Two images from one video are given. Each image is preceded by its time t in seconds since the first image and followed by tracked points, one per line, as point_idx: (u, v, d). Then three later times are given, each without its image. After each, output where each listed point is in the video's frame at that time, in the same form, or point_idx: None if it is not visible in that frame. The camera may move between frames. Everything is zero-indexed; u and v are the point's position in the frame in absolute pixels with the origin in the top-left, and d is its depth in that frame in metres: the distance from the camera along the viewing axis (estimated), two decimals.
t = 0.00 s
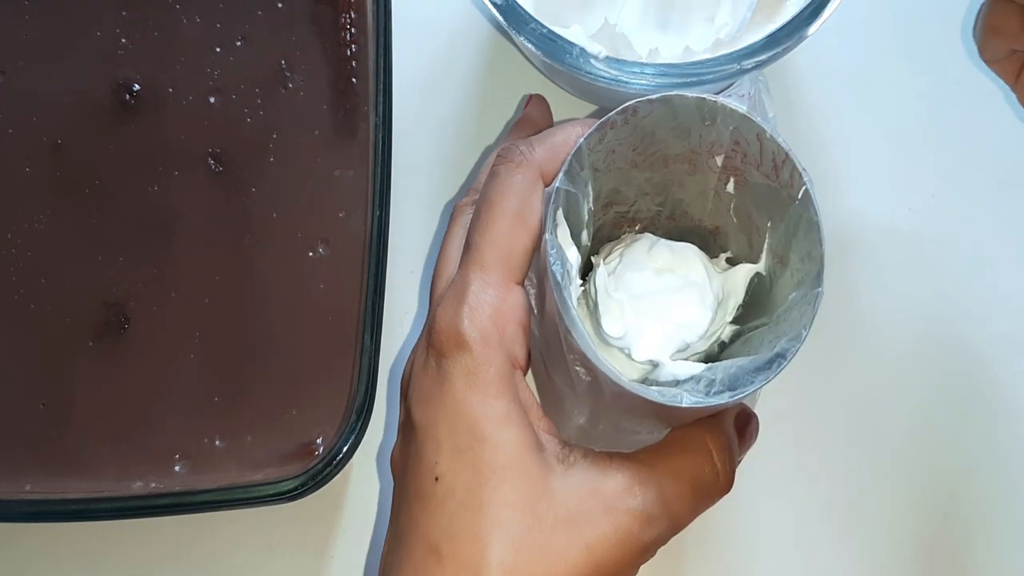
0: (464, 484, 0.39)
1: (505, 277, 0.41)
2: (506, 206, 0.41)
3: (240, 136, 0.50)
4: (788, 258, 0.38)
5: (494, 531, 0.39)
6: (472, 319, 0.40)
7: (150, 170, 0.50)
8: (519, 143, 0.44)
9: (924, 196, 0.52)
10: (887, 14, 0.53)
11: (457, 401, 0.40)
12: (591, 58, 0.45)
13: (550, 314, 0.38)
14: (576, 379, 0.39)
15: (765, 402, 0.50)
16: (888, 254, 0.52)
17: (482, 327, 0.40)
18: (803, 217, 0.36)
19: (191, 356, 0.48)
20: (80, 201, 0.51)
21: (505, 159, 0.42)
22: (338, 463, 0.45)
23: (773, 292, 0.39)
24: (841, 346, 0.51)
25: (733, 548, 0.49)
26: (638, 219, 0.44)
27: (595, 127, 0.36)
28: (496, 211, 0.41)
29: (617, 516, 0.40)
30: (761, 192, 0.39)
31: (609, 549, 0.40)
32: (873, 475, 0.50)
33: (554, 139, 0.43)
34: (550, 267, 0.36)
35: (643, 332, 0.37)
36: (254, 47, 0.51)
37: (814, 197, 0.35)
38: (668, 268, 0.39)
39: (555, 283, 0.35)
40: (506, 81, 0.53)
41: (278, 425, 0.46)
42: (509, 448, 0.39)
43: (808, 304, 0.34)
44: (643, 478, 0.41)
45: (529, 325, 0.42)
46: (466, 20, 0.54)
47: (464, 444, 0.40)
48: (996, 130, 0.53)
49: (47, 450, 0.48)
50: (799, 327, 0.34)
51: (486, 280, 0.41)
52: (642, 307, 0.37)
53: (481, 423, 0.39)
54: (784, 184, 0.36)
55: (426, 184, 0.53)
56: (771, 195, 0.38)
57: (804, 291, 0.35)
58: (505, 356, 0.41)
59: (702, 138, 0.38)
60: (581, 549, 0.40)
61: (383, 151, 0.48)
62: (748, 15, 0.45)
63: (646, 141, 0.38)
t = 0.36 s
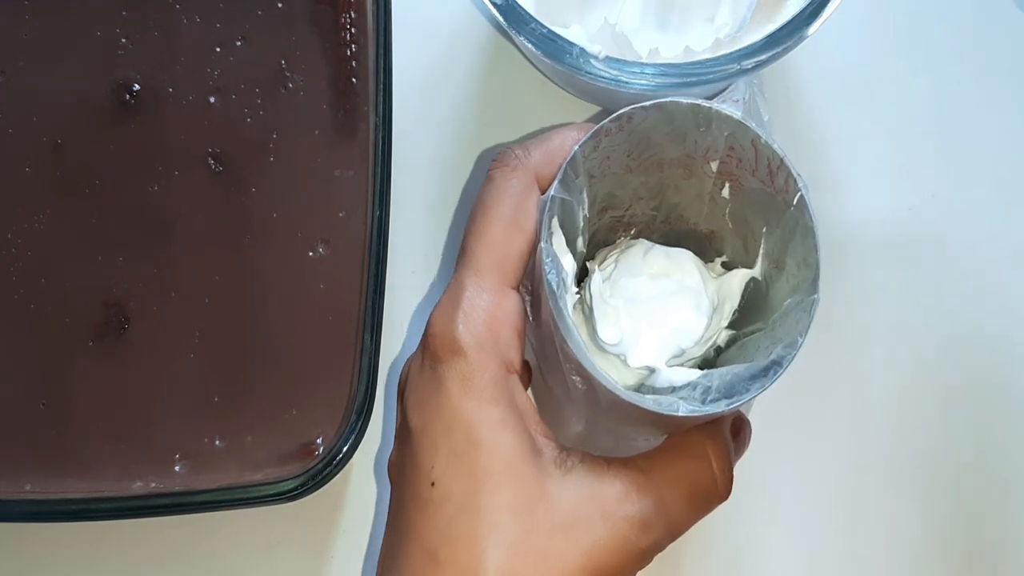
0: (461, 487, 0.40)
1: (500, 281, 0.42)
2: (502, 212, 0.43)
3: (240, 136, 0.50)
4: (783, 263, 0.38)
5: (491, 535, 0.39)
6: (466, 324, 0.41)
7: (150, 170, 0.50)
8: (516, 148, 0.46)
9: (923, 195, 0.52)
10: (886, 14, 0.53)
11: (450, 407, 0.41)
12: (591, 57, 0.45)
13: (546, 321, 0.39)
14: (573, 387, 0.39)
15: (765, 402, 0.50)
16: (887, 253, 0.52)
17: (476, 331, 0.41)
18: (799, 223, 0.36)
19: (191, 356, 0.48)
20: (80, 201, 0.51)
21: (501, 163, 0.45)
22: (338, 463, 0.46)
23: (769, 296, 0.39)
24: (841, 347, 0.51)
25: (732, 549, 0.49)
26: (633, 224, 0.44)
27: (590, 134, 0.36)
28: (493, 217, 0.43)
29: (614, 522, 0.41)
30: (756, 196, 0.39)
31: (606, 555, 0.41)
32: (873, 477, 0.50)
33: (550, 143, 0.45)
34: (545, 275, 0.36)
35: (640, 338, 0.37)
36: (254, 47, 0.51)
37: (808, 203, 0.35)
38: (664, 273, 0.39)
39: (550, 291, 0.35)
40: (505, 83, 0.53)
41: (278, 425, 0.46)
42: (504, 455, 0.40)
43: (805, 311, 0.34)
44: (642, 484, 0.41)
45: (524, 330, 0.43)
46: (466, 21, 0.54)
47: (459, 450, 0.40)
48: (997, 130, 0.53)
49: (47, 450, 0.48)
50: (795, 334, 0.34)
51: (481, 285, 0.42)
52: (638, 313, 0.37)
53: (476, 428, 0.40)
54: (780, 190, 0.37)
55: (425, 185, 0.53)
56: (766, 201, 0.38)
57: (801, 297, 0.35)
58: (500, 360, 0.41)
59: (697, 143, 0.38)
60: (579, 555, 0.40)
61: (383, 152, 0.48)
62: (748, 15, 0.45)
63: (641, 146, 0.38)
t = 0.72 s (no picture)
0: (446, 498, 0.41)
1: (487, 296, 0.44)
2: (493, 227, 0.44)
3: (240, 136, 0.50)
4: (776, 278, 0.38)
5: (474, 548, 0.40)
6: (452, 338, 0.43)
7: (150, 170, 0.50)
8: (508, 164, 0.47)
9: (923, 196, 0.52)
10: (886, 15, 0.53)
11: (438, 419, 0.42)
12: (591, 57, 0.44)
13: (535, 335, 0.40)
14: (563, 401, 0.40)
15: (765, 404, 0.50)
16: (886, 253, 0.52)
17: (462, 346, 0.43)
18: (792, 238, 0.36)
19: (191, 356, 0.48)
20: (80, 201, 0.51)
21: (492, 179, 0.45)
22: (338, 463, 0.46)
23: (763, 311, 0.39)
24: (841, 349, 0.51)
25: (732, 550, 0.49)
26: (628, 235, 0.44)
27: (583, 148, 0.37)
28: (483, 231, 0.44)
29: (598, 536, 0.41)
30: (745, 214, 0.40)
31: (590, 567, 0.41)
32: (874, 478, 0.50)
33: (541, 158, 0.46)
34: (536, 290, 0.36)
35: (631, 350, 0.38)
36: (254, 47, 0.51)
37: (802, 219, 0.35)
38: (656, 287, 0.39)
39: (542, 306, 0.36)
40: (506, 83, 0.53)
41: (278, 425, 0.46)
42: (486, 469, 0.41)
43: (796, 327, 0.35)
44: (627, 499, 0.42)
45: (511, 345, 0.44)
46: (466, 21, 0.53)
47: (444, 463, 0.42)
48: (1000, 130, 0.53)
49: (47, 450, 0.48)
50: (786, 349, 0.35)
51: (469, 299, 0.44)
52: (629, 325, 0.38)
53: (463, 441, 0.42)
54: (773, 205, 0.37)
55: (425, 185, 0.53)
56: (759, 215, 0.39)
57: (793, 314, 0.36)
58: (484, 375, 0.43)
59: (691, 157, 0.39)
60: (561, 567, 0.41)
61: (383, 152, 0.48)
62: (749, 14, 0.45)
63: (635, 160, 0.39)
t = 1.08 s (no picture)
0: (452, 498, 0.41)
1: (489, 294, 0.44)
2: (495, 224, 0.44)
3: (240, 136, 0.50)
4: (777, 271, 0.38)
5: (485, 546, 0.41)
6: (455, 336, 0.43)
7: (150, 170, 0.50)
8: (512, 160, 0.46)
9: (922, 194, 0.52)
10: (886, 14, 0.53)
11: (442, 418, 0.42)
12: (591, 57, 0.45)
13: (539, 332, 0.40)
14: (568, 399, 0.40)
15: (765, 402, 0.50)
16: (886, 252, 0.52)
17: (465, 343, 0.43)
18: (792, 231, 0.36)
19: (190, 355, 0.48)
20: (80, 201, 0.51)
21: (496, 176, 0.45)
22: (338, 463, 0.46)
23: (763, 305, 0.39)
24: (842, 349, 0.51)
25: (732, 550, 0.49)
26: (626, 231, 0.43)
27: (584, 144, 0.37)
28: (486, 229, 0.44)
29: (605, 534, 0.42)
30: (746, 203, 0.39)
31: (596, 566, 0.42)
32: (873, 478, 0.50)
33: (544, 155, 0.45)
34: (539, 286, 0.37)
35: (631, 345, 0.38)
36: (254, 47, 0.51)
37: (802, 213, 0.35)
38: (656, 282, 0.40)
39: (545, 302, 0.36)
40: (505, 83, 0.53)
41: (278, 425, 0.46)
42: (490, 467, 0.42)
43: (799, 320, 0.35)
44: (632, 497, 0.42)
45: (512, 342, 0.44)
46: (466, 20, 0.53)
47: (450, 462, 0.42)
48: (999, 131, 0.53)
49: (47, 451, 0.48)
50: (790, 342, 0.35)
51: (472, 295, 0.44)
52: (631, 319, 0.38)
53: (468, 440, 0.42)
54: (774, 198, 0.37)
55: (425, 185, 0.53)
56: (758, 208, 0.39)
57: (795, 305, 0.36)
58: (488, 373, 0.43)
59: (690, 152, 0.39)
60: (571, 564, 0.41)
61: (383, 152, 0.48)
62: (749, 15, 0.45)
63: (634, 155, 0.39)
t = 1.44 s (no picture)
0: (440, 497, 0.41)
1: (480, 295, 0.44)
2: (489, 226, 0.44)
3: (240, 136, 0.50)
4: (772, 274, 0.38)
5: (471, 543, 0.41)
6: (445, 336, 0.43)
7: (150, 170, 0.50)
8: (507, 164, 0.47)
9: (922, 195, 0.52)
10: (887, 15, 0.53)
11: (430, 416, 0.42)
12: (591, 58, 0.44)
13: (529, 329, 0.40)
14: (556, 396, 0.39)
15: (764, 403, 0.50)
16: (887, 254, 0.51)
17: (454, 343, 0.43)
18: (787, 235, 0.37)
19: (191, 356, 0.48)
20: (80, 201, 0.51)
21: (492, 179, 0.45)
22: (338, 463, 0.46)
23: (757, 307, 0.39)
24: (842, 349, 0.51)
25: (731, 549, 0.50)
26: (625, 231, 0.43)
27: (580, 142, 0.37)
28: (480, 230, 0.44)
29: (594, 531, 0.42)
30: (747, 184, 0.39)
31: (586, 563, 0.42)
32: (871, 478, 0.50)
33: (540, 157, 0.45)
34: (531, 285, 0.36)
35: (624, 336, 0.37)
36: (254, 47, 0.51)
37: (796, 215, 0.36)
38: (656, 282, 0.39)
39: (537, 302, 0.36)
40: (506, 83, 0.53)
41: (278, 425, 0.46)
42: (482, 466, 0.42)
43: (790, 325, 0.35)
44: (622, 496, 0.42)
45: (502, 343, 0.45)
46: (466, 20, 0.53)
47: (439, 460, 0.42)
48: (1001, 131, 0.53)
49: (48, 451, 0.48)
50: (780, 346, 0.35)
51: (462, 295, 0.44)
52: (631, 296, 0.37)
53: (457, 438, 0.42)
54: (769, 201, 0.37)
55: (426, 185, 0.53)
56: (755, 212, 0.39)
57: (789, 311, 0.36)
58: (476, 374, 0.43)
59: (686, 154, 0.39)
60: (556, 562, 0.41)
61: (383, 152, 0.48)
62: (749, 15, 0.45)
63: (630, 156, 0.39)
